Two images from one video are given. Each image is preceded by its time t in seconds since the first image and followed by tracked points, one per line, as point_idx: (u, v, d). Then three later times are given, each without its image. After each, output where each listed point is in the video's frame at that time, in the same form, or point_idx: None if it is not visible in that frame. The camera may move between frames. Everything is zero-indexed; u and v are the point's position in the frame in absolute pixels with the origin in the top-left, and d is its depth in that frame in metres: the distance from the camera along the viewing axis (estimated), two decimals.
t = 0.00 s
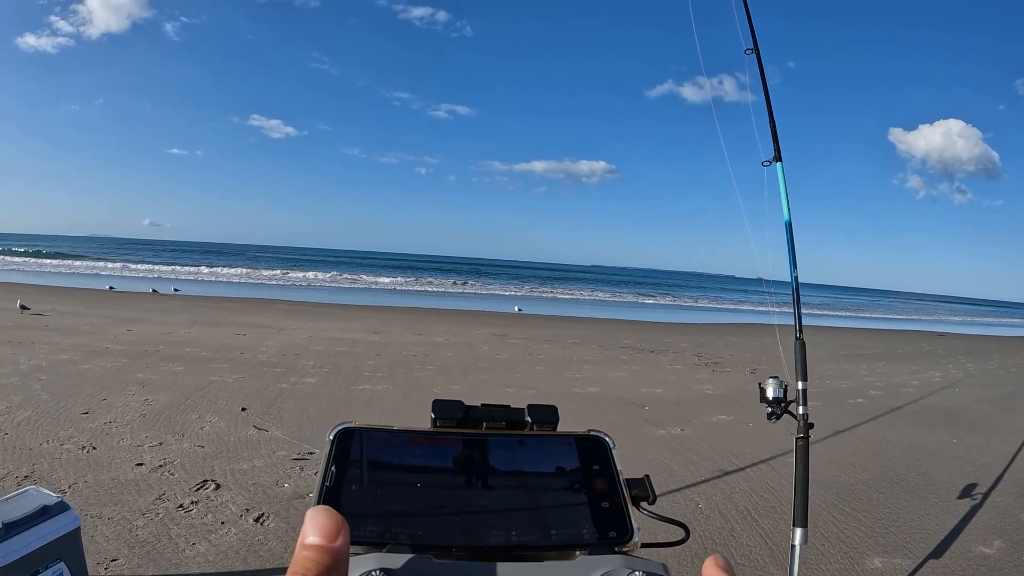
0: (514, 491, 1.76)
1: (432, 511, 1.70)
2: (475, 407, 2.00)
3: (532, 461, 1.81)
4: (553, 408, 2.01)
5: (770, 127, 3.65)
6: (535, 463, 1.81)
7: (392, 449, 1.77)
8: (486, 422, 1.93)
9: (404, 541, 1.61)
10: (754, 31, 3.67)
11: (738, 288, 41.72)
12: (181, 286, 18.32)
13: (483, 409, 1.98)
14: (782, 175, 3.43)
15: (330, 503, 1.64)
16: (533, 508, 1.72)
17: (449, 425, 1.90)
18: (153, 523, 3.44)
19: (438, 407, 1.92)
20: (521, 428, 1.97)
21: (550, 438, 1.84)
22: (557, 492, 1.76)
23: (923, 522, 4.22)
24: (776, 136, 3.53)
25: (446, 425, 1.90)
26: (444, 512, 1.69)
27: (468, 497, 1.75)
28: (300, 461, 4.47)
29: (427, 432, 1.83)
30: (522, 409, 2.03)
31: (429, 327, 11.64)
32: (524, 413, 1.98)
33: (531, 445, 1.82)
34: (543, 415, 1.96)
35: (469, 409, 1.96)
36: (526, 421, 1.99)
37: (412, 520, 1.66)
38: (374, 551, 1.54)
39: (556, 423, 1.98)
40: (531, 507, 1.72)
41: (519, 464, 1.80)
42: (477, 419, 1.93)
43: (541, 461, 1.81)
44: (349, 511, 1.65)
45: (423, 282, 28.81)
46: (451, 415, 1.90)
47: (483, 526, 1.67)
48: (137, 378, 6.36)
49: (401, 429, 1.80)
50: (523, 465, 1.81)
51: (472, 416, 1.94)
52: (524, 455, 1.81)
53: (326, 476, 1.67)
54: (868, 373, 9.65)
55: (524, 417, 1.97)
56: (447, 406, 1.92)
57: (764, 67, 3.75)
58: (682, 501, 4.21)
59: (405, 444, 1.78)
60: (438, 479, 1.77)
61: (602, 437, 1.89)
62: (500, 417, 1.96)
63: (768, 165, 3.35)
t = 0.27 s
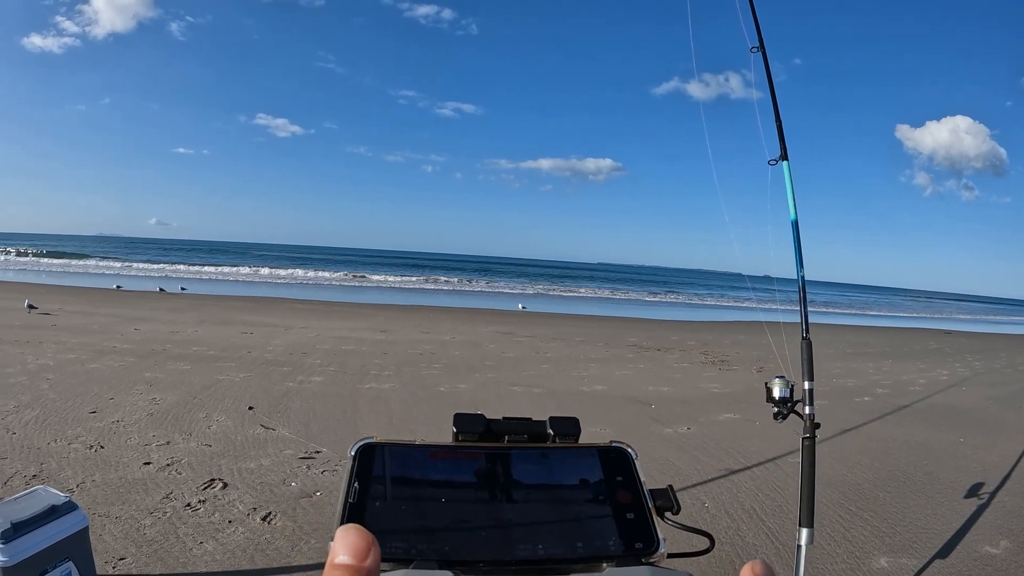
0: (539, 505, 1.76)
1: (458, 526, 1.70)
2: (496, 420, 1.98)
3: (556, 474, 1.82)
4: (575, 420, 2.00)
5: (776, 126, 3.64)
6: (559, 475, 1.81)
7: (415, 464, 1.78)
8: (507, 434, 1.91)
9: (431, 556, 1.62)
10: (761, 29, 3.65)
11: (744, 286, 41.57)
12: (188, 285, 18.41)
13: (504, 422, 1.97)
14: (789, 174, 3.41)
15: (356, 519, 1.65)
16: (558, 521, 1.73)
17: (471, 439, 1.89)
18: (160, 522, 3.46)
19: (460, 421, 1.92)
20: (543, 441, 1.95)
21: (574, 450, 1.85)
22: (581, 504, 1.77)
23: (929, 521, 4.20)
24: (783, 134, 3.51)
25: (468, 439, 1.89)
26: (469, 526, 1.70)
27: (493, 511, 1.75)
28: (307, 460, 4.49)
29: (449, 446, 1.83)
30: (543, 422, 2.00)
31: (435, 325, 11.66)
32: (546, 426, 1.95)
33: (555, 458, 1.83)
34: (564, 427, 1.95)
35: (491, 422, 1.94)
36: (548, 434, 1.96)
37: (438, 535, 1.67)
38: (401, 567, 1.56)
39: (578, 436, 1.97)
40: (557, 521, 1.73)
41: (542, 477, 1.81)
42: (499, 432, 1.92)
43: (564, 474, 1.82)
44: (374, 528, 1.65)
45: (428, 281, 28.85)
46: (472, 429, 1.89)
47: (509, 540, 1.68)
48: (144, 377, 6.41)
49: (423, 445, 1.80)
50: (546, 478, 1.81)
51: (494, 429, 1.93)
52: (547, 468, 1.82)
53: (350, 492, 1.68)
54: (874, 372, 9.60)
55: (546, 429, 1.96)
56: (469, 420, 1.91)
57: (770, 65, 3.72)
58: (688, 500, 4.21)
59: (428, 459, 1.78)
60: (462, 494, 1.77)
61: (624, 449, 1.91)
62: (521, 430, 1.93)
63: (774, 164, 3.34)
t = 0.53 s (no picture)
0: (570, 502, 1.77)
1: (492, 523, 1.71)
2: (529, 420, 1.96)
3: (586, 473, 1.82)
4: (604, 420, 1.97)
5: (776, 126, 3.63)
6: (589, 474, 1.82)
7: (449, 462, 1.79)
8: (538, 433, 1.88)
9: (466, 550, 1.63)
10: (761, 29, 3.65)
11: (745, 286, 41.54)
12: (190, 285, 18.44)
13: (537, 422, 1.94)
14: (789, 174, 3.40)
15: (391, 513, 1.66)
16: (589, 518, 1.73)
17: (504, 438, 1.89)
18: (161, 522, 3.47)
19: (493, 420, 1.92)
20: (574, 440, 1.91)
21: (604, 449, 1.85)
22: (611, 502, 1.78)
23: (930, 521, 4.20)
24: (783, 135, 3.51)
25: (501, 438, 1.89)
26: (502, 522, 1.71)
27: (526, 508, 1.76)
28: (308, 460, 4.49)
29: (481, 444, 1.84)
30: (575, 422, 1.96)
31: (436, 325, 11.67)
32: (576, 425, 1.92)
33: (585, 457, 1.83)
34: (595, 427, 1.91)
35: (523, 422, 1.93)
36: (580, 434, 1.93)
37: (471, 529, 1.68)
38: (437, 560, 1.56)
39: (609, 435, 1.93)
40: (588, 518, 1.74)
41: (573, 476, 1.82)
42: (531, 431, 1.89)
43: (595, 472, 1.82)
44: (410, 522, 1.66)
45: (429, 281, 28.87)
46: (504, 428, 1.88)
47: (542, 536, 1.69)
48: (146, 376, 6.42)
49: (456, 442, 1.82)
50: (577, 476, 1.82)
51: (526, 428, 1.91)
52: (577, 466, 1.82)
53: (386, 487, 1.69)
54: (875, 372, 9.60)
55: (577, 429, 1.92)
56: (502, 419, 1.92)
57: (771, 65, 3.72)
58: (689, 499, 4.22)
59: (462, 456, 1.81)
60: (495, 491, 1.78)
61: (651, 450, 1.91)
62: (553, 429, 1.90)
63: (775, 164, 3.33)
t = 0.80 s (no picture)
0: (547, 488, 1.78)
1: (470, 508, 1.73)
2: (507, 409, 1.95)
3: (562, 461, 1.83)
4: (582, 410, 1.97)
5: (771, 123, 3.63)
6: (566, 461, 1.83)
7: (427, 448, 1.81)
8: (515, 422, 1.88)
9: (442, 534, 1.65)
10: (755, 26, 3.65)
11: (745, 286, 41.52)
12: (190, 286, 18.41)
13: (515, 410, 1.93)
14: (782, 171, 3.40)
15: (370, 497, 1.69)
16: (565, 503, 1.75)
17: (482, 426, 1.88)
18: (159, 519, 3.47)
19: (471, 409, 1.92)
20: (551, 430, 1.91)
21: (580, 438, 1.86)
22: (588, 489, 1.80)
23: (927, 520, 4.20)
24: (777, 132, 3.51)
25: (479, 426, 1.89)
26: (480, 506, 1.73)
27: (504, 493, 1.77)
28: (305, 458, 4.49)
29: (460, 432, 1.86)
30: (553, 410, 1.96)
31: (435, 325, 11.67)
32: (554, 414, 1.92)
33: (562, 445, 1.84)
34: (572, 416, 1.93)
35: (501, 410, 1.93)
36: (557, 422, 1.93)
37: (449, 514, 1.70)
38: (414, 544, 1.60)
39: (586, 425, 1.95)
40: (564, 503, 1.75)
41: (550, 462, 1.83)
42: (509, 419, 1.89)
43: (572, 460, 1.83)
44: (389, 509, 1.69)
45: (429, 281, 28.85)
46: (482, 416, 1.88)
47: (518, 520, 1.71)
48: (145, 376, 6.42)
49: (434, 430, 1.84)
50: (554, 463, 1.83)
51: (504, 416, 1.91)
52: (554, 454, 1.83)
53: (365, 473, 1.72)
54: (874, 371, 9.60)
55: (554, 418, 1.92)
56: (480, 408, 1.92)
57: (764, 62, 3.72)
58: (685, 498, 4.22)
59: (440, 443, 1.82)
60: (472, 477, 1.79)
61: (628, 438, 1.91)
62: (531, 418, 1.90)
63: (768, 161, 3.33)
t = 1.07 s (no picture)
0: (512, 500, 1.78)
1: (435, 520, 1.73)
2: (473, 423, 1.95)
3: (526, 474, 1.83)
4: (544, 423, 1.98)
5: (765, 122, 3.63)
6: (531, 474, 1.83)
7: (394, 462, 1.81)
8: (482, 437, 1.88)
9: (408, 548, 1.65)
10: (748, 27, 3.66)
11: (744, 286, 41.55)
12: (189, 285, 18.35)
13: (481, 425, 1.94)
14: (777, 170, 3.40)
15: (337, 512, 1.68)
16: (528, 515, 1.76)
17: (448, 440, 1.88)
18: (157, 516, 3.46)
19: (438, 422, 1.91)
20: (516, 444, 1.92)
21: (542, 452, 1.86)
22: (552, 501, 1.80)
23: (922, 517, 4.21)
24: (771, 132, 3.51)
25: (444, 441, 1.88)
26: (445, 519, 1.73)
27: (469, 506, 1.77)
28: (304, 456, 4.49)
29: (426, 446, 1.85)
30: (518, 424, 1.98)
31: (434, 324, 11.67)
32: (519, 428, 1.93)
33: (526, 459, 1.84)
34: (537, 430, 1.93)
35: (467, 424, 1.93)
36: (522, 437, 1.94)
37: (415, 527, 1.70)
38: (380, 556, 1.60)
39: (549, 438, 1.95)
40: (528, 515, 1.76)
41: (515, 475, 1.82)
42: (475, 434, 1.88)
43: (536, 473, 1.83)
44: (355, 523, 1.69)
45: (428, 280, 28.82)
46: (448, 431, 1.88)
47: (482, 532, 1.71)
48: (143, 375, 6.40)
49: (402, 444, 1.83)
50: (519, 476, 1.83)
51: (470, 431, 1.91)
52: (518, 467, 1.83)
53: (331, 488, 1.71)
54: (872, 370, 9.62)
55: (519, 433, 1.92)
56: (446, 423, 1.90)
57: (760, 61, 3.72)
58: (682, 495, 4.22)
59: (407, 457, 1.81)
60: (438, 490, 1.79)
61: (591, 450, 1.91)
62: (497, 432, 1.91)
63: (763, 158, 3.33)
